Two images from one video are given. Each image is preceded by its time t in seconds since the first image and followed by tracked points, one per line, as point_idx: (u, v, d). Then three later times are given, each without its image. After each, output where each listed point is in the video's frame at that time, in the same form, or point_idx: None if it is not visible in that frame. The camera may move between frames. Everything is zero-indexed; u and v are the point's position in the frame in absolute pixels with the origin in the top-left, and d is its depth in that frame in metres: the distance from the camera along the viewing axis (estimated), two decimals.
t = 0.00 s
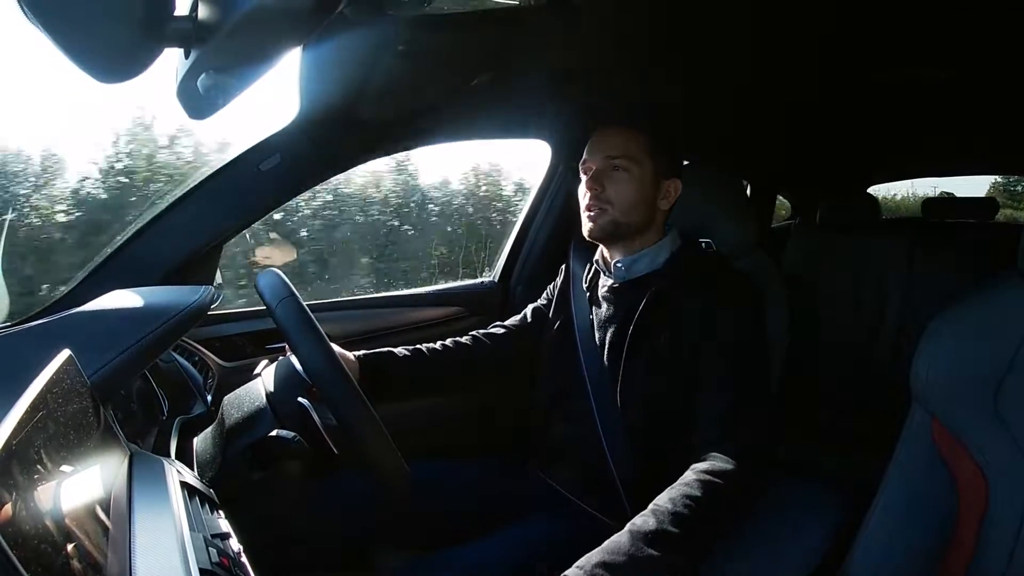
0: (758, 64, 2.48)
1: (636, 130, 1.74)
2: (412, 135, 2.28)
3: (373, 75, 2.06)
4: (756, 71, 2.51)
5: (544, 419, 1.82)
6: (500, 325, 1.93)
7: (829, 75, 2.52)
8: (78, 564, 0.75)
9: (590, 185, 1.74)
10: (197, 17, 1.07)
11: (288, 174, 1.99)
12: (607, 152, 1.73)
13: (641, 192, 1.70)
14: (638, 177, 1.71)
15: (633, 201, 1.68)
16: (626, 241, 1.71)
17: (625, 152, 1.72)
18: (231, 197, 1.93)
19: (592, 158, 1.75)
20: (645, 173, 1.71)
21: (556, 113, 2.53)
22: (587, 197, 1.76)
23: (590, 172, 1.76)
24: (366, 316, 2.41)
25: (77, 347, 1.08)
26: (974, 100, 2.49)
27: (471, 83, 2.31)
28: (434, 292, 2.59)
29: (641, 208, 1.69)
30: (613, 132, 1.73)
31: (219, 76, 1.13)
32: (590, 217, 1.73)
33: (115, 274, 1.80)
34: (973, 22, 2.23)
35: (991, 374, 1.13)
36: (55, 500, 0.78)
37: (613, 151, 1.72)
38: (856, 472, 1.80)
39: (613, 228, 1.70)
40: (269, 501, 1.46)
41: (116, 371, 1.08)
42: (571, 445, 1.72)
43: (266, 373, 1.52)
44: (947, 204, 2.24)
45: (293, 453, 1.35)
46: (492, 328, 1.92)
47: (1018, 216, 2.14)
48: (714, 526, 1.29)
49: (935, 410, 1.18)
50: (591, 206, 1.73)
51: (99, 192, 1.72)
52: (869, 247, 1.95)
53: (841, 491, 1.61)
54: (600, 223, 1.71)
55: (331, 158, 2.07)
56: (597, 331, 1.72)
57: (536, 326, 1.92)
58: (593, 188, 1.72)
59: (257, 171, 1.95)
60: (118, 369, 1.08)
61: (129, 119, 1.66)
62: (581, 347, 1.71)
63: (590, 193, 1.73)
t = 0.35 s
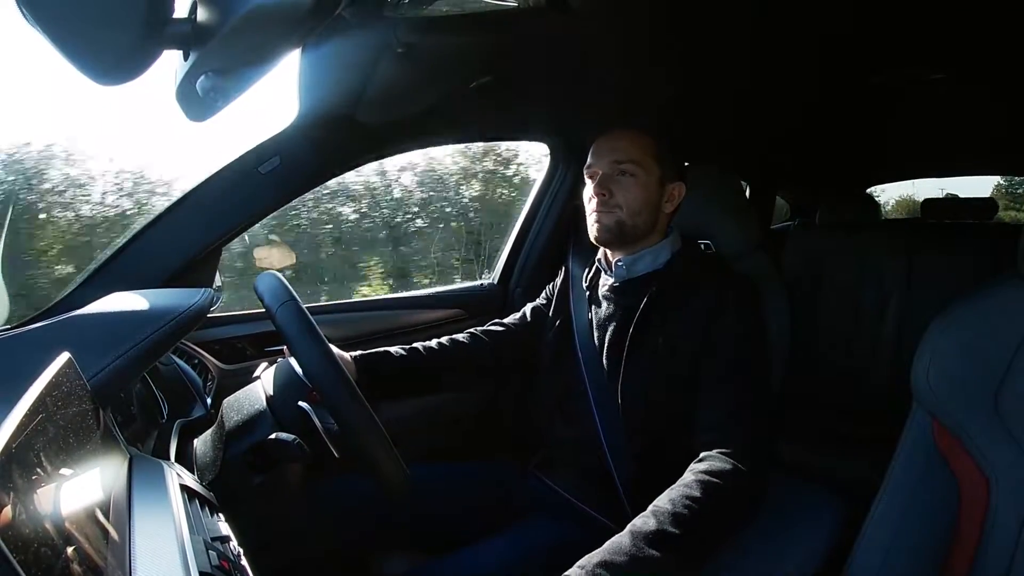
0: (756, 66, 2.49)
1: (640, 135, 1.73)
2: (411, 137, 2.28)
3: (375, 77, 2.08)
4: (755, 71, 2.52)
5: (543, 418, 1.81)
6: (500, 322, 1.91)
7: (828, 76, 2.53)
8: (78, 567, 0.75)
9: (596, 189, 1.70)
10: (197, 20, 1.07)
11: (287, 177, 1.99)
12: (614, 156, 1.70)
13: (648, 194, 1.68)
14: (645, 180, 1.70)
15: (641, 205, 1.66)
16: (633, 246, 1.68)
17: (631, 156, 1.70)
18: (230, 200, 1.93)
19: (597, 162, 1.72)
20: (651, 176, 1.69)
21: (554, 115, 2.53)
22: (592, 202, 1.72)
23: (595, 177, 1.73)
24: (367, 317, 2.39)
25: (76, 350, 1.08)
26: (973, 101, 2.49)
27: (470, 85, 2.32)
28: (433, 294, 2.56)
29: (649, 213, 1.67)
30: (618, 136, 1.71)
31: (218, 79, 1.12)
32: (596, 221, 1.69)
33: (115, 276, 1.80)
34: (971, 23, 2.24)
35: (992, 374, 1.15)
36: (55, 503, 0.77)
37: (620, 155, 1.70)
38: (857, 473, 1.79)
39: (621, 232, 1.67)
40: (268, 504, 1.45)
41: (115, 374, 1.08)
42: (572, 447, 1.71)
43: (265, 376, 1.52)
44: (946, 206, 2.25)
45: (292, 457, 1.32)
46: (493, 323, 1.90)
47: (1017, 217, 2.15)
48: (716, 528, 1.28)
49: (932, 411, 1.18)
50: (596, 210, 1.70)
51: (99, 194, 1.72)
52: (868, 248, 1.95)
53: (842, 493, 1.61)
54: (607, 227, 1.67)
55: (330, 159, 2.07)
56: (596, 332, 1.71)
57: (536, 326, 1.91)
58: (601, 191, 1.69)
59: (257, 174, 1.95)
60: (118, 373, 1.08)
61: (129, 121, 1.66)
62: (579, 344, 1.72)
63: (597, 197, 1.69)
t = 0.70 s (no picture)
0: (756, 61, 2.49)
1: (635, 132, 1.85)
2: (411, 131, 2.29)
3: (375, 71, 2.09)
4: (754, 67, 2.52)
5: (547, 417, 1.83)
6: (495, 323, 1.93)
7: (828, 72, 2.53)
8: (78, 562, 0.75)
9: (599, 187, 1.81)
10: (195, 13, 1.07)
11: (286, 171, 1.99)
12: (613, 153, 1.81)
13: (648, 189, 1.80)
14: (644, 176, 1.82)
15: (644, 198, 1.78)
16: (639, 238, 1.79)
17: (629, 152, 1.81)
18: (230, 194, 1.93)
19: (597, 160, 1.82)
20: (650, 171, 1.82)
21: (554, 110, 2.53)
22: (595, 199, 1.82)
23: (596, 175, 1.83)
24: (368, 312, 2.38)
25: (75, 345, 1.08)
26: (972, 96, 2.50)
27: (470, 79, 2.31)
28: (434, 288, 2.57)
29: (651, 205, 1.79)
30: (614, 134, 1.82)
31: (217, 73, 1.12)
32: (603, 217, 1.78)
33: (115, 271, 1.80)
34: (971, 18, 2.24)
35: (990, 373, 1.17)
36: (55, 498, 0.77)
37: (618, 152, 1.81)
38: (856, 468, 1.80)
39: (629, 226, 1.77)
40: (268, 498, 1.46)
41: (114, 368, 1.08)
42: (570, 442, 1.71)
43: (265, 370, 1.51)
44: (947, 201, 2.23)
45: (292, 450, 1.34)
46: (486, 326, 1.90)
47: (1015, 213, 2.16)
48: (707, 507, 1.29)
49: (931, 406, 1.18)
50: (602, 206, 1.79)
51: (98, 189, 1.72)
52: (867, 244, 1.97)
53: (841, 488, 1.61)
54: (615, 222, 1.77)
55: (330, 154, 2.06)
56: (593, 325, 1.76)
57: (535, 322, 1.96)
58: (605, 188, 1.79)
59: (256, 169, 1.95)
60: (117, 366, 1.08)
61: (130, 116, 1.66)
62: (576, 338, 1.78)
63: (602, 194, 1.79)
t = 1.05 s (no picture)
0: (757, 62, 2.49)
1: (623, 131, 1.75)
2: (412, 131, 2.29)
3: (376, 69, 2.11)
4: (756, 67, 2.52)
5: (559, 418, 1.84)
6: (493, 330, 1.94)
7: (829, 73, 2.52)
8: (77, 561, 0.75)
9: (580, 190, 1.75)
10: (196, 13, 1.08)
11: (287, 172, 1.98)
12: (596, 156, 1.73)
13: (631, 194, 1.73)
14: (628, 179, 1.73)
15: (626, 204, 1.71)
16: (622, 244, 1.73)
17: (613, 154, 1.73)
18: (231, 194, 1.93)
19: (579, 162, 1.75)
20: (634, 175, 1.73)
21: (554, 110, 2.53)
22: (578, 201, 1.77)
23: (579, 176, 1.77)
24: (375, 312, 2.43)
25: (75, 344, 1.08)
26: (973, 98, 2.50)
27: (470, 80, 2.31)
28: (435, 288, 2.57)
29: (634, 210, 1.72)
30: (598, 135, 1.73)
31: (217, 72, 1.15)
32: (584, 223, 1.74)
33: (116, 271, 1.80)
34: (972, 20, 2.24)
35: (991, 367, 1.18)
36: (55, 497, 0.77)
37: (602, 154, 1.72)
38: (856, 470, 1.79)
39: (610, 234, 1.72)
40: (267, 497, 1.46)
41: (114, 367, 1.08)
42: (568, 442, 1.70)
43: (266, 369, 1.51)
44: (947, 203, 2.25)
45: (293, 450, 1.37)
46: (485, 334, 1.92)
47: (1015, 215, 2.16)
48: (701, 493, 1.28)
49: (935, 408, 1.20)
50: (584, 212, 1.74)
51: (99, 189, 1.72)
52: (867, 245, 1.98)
53: (840, 490, 1.61)
54: (595, 229, 1.72)
55: (330, 155, 2.06)
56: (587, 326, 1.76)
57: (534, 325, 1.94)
58: (585, 193, 1.73)
59: (257, 169, 1.95)
60: (117, 366, 1.08)
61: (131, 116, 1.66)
62: (573, 340, 1.78)
63: (583, 200, 1.74)
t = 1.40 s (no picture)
0: (757, 61, 2.49)
1: (622, 134, 1.83)
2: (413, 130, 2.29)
3: (377, 68, 2.08)
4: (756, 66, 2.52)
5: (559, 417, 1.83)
6: (493, 327, 1.95)
7: (829, 71, 2.52)
8: (78, 561, 0.75)
9: (579, 190, 1.81)
10: (196, 12, 1.07)
11: (287, 171, 1.98)
12: (596, 157, 1.80)
13: (628, 194, 1.78)
14: (625, 180, 1.80)
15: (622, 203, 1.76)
16: (617, 242, 1.78)
17: (612, 156, 1.80)
18: (231, 193, 1.92)
19: (580, 162, 1.82)
20: (632, 175, 1.79)
21: (554, 111, 2.53)
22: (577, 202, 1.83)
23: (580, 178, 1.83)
24: (371, 311, 2.39)
25: (75, 344, 1.08)
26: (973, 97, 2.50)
27: (471, 78, 2.32)
28: (434, 287, 2.59)
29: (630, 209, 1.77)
30: (599, 137, 1.81)
31: (217, 71, 1.15)
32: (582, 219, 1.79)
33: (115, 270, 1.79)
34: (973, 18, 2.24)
35: (988, 373, 1.18)
36: (56, 497, 0.77)
37: (602, 156, 1.80)
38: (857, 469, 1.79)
39: (605, 230, 1.76)
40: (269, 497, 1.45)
41: (114, 367, 1.08)
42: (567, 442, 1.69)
43: (266, 369, 1.51)
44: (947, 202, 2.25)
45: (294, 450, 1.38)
46: (483, 330, 1.92)
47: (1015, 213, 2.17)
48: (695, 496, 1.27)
49: (935, 407, 1.20)
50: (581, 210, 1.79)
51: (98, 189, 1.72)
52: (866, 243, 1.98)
53: (841, 489, 1.61)
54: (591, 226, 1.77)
55: (330, 156, 2.06)
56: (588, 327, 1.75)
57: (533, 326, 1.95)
58: (584, 192, 1.79)
59: (257, 168, 1.94)
60: (117, 366, 1.08)
61: (131, 114, 1.66)
62: (572, 340, 1.77)
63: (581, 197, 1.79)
